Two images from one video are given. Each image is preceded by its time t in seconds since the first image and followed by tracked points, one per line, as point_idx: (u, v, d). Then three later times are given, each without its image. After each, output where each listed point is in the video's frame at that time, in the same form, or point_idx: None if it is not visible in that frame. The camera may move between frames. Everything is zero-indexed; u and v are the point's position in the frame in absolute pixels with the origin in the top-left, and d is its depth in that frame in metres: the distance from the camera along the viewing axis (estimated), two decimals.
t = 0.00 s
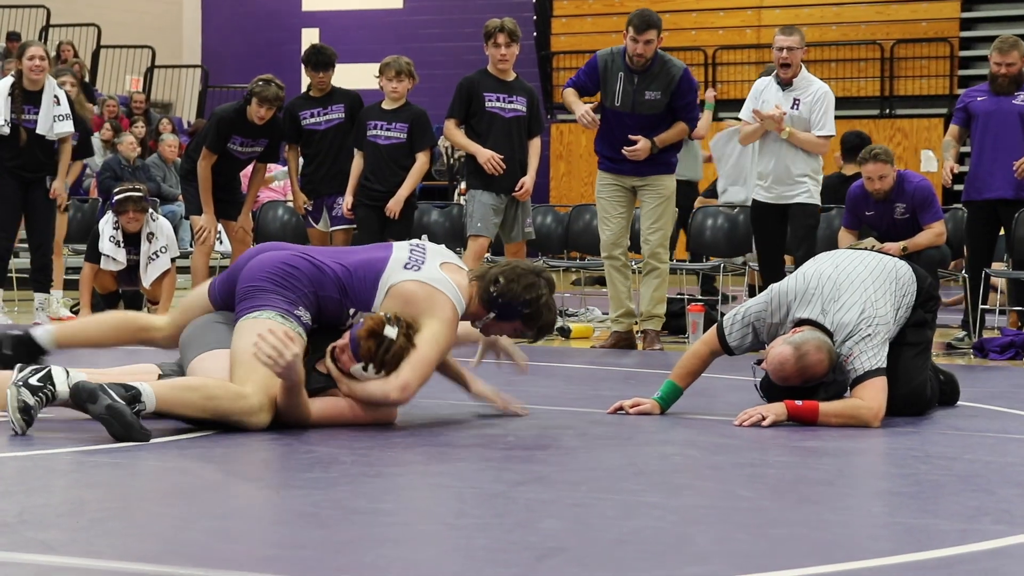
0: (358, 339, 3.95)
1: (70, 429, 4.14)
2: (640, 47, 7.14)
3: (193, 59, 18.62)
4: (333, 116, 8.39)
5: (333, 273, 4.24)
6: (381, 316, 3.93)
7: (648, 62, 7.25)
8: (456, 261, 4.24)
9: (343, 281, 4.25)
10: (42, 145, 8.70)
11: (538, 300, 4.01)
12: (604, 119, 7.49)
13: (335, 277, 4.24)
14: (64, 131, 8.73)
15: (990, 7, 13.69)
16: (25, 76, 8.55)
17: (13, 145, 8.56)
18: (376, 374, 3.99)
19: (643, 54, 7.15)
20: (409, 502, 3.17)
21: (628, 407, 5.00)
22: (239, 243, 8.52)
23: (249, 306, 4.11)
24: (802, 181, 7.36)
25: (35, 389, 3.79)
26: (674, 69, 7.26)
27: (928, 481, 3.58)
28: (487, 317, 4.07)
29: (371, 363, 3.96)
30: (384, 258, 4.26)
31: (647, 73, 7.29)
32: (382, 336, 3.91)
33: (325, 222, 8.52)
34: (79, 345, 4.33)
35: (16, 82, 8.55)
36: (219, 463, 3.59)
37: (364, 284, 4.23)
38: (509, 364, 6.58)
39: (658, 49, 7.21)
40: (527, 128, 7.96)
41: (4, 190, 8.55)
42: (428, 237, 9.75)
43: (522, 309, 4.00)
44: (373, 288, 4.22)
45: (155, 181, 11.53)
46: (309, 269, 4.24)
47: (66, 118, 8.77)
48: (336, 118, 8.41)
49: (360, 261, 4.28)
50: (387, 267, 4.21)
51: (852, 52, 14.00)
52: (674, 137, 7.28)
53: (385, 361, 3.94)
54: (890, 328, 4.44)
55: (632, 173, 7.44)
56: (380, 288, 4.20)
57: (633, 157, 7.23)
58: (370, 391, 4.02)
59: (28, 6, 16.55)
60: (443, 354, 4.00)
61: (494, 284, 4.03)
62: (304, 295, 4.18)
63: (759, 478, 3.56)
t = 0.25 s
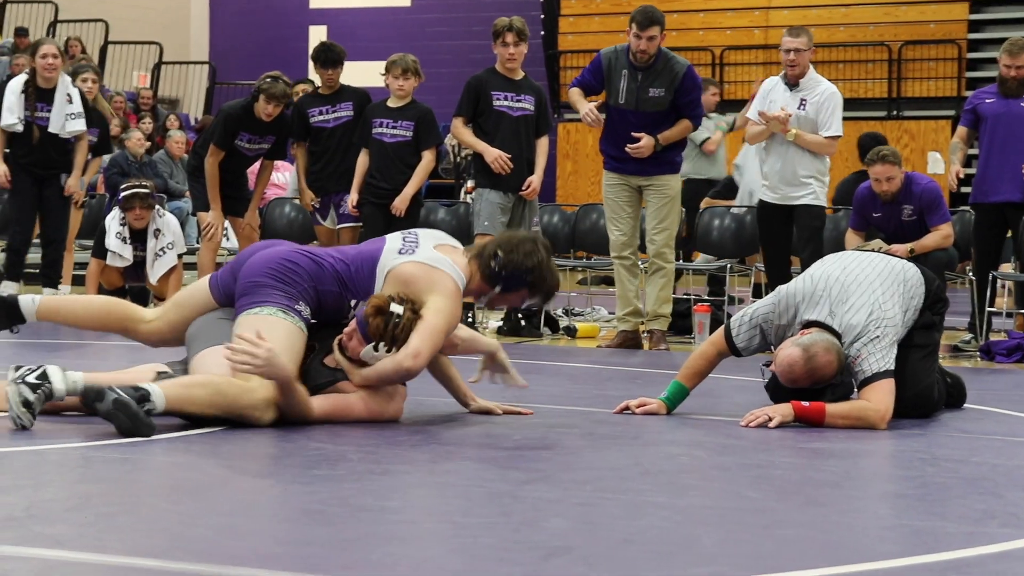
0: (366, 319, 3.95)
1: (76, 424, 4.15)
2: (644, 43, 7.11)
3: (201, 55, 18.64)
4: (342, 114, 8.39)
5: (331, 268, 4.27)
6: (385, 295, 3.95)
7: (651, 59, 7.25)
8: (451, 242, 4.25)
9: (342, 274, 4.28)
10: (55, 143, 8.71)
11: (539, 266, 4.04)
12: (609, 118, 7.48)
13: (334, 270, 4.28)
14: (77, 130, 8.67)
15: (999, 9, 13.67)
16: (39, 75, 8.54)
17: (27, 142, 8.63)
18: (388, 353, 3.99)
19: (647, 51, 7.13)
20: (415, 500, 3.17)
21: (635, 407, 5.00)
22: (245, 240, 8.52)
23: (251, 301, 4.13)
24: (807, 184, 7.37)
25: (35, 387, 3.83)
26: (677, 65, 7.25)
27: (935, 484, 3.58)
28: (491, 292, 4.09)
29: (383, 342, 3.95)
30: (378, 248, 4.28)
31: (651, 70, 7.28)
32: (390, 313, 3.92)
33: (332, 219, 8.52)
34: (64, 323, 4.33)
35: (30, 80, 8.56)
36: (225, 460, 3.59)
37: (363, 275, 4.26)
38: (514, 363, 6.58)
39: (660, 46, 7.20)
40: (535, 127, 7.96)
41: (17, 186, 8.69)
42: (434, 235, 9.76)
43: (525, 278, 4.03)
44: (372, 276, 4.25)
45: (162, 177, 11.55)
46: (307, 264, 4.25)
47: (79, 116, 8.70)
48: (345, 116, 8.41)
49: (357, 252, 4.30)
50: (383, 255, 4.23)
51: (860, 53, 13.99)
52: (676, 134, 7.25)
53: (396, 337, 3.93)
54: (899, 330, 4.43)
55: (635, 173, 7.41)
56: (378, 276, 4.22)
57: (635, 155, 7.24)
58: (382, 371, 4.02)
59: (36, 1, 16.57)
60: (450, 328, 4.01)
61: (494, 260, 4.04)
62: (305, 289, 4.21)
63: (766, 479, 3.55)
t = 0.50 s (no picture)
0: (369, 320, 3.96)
1: (87, 421, 4.17)
2: (652, 36, 7.16)
3: (212, 52, 18.67)
4: (354, 112, 8.42)
5: (323, 266, 4.28)
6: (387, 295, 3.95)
7: (659, 53, 7.26)
8: (441, 227, 4.26)
9: (335, 272, 4.27)
10: (69, 142, 8.75)
11: (526, 225, 4.12)
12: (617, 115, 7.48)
13: (326, 269, 4.27)
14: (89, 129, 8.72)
15: (1011, 11, 13.64)
16: (54, 74, 8.60)
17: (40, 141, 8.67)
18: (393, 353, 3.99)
19: (655, 42, 7.16)
20: (423, 499, 3.18)
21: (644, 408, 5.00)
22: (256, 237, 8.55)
23: (242, 301, 4.15)
24: (816, 185, 7.37)
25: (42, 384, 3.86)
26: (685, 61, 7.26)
27: (943, 486, 3.57)
28: (493, 265, 4.17)
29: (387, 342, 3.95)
30: (371, 244, 4.28)
31: (659, 66, 7.30)
32: (391, 313, 3.92)
33: (342, 218, 8.54)
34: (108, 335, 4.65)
35: (44, 80, 8.61)
36: (234, 458, 3.60)
37: (356, 272, 4.25)
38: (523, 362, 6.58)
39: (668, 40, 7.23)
40: (546, 127, 7.96)
41: (30, 184, 8.73)
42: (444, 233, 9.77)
43: (518, 239, 4.12)
44: (366, 273, 4.24)
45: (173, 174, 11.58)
46: (299, 262, 4.27)
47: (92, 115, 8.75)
48: (357, 114, 8.44)
49: (352, 249, 4.30)
50: (375, 252, 4.23)
51: (871, 55, 13.97)
52: (686, 131, 7.23)
53: (399, 336, 3.93)
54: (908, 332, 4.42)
55: (646, 173, 7.41)
56: (372, 272, 4.22)
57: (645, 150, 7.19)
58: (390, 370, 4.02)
59: None
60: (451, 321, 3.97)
61: (482, 236, 4.10)
62: (294, 285, 4.22)
63: (774, 480, 3.55)
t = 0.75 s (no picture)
0: (364, 343, 3.96)
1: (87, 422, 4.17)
2: (647, 31, 7.13)
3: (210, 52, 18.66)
4: (353, 113, 8.41)
5: (307, 263, 4.24)
6: (380, 315, 3.93)
7: (655, 48, 7.25)
8: (432, 236, 4.20)
9: (318, 269, 4.22)
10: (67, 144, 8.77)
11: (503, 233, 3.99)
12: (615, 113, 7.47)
13: (309, 265, 4.23)
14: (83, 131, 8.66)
15: (1009, 7, 13.64)
16: (49, 78, 8.63)
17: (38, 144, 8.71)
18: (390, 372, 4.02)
19: (649, 38, 7.14)
20: (423, 497, 3.18)
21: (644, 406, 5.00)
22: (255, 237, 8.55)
23: (228, 302, 4.16)
24: (813, 182, 7.36)
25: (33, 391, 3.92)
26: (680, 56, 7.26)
27: (943, 482, 3.58)
28: (479, 278, 4.05)
29: (385, 364, 3.98)
30: (358, 244, 4.23)
31: (655, 61, 7.30)
32: (386, 336, 3.92)
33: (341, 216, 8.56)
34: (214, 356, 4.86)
35: (39, 84, 8.64)
36: (234, 458, 3.60)
37: (339, 271, 4.19)
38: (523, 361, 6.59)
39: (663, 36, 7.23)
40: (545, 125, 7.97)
41: (30, 188, 8.79)
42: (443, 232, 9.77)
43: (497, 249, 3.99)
44: (349, 273, 4.18)
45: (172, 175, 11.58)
46: (283, 259, 4.25)
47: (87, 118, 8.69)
48: (356, 114, 8.43)
49: (338, 248, 4.26)
50: (362, 253, 4.17)
51: (869, 52, 13.97)
52: (683, 126, 7.21)
53: (397, 358, 3.95)
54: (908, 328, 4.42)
55: (643, 171, 7.42)
56: (355, 276, 4.15)
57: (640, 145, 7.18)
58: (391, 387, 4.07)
59: None
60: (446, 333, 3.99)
61: (462, 251, 3.98)
62: (277, 282, 4.20)
63: (774, 478, 3.55)
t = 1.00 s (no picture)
0: (372, 341, 3.90)
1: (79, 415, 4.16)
2: (635, 23, 7.14)
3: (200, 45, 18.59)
4: (345, 105, 8.35)
5: (296, 253, 4.21)
6: (390, 313, 3.88)
7: (645, 39, 7.24)
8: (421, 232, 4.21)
9: (306, 260, 4.20)
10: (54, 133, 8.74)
11: (502, 247, 4.04)
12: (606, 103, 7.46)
13: (298, 256, 4.21)
14: (64, 120, 8.65)
15: None
16: (34, 68, 8.61)
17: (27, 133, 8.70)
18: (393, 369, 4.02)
19: (638, 29, 7.15)
20: (414, 490, 3.17)
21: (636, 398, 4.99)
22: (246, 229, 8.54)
23: (214, 294, 4.14)
24: (802, 173, 7.36)
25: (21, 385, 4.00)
26: (670, 47, 7.25)
27: (935, 472, 3.58)
28: (461, 280, 4.10)
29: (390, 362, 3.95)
30: (347, 234, 4.20)
31: (644, 52, 7.29)
32: (396, 336, 3.88)
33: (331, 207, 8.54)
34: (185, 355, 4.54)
35: (25, 74, 8.63)
36: (225, 451, 3.59)
37: (327, 261, 4.17)
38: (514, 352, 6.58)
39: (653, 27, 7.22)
40: (536, 117, 7.95)
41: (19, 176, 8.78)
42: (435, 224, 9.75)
43: (490, 261, 4.04)
44: (337, 263, 4.15)
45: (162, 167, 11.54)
46: (271, 248, 4.22)
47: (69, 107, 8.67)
48: (348, 107, 8.37)
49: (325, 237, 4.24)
50: (352, 243, 4.15)
51: (860, 42, 13.98)
52: (674, 116, 7.19)
53: (404, 358, 3.94)
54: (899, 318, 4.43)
55: (634, 162, 7.41)
56: (347, 265, 4.13)
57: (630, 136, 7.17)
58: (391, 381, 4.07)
59: None
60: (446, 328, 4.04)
61: (457, 248, 4.04)
62: (263, 271, 4.18)
63: (766, 468, 3.55)
